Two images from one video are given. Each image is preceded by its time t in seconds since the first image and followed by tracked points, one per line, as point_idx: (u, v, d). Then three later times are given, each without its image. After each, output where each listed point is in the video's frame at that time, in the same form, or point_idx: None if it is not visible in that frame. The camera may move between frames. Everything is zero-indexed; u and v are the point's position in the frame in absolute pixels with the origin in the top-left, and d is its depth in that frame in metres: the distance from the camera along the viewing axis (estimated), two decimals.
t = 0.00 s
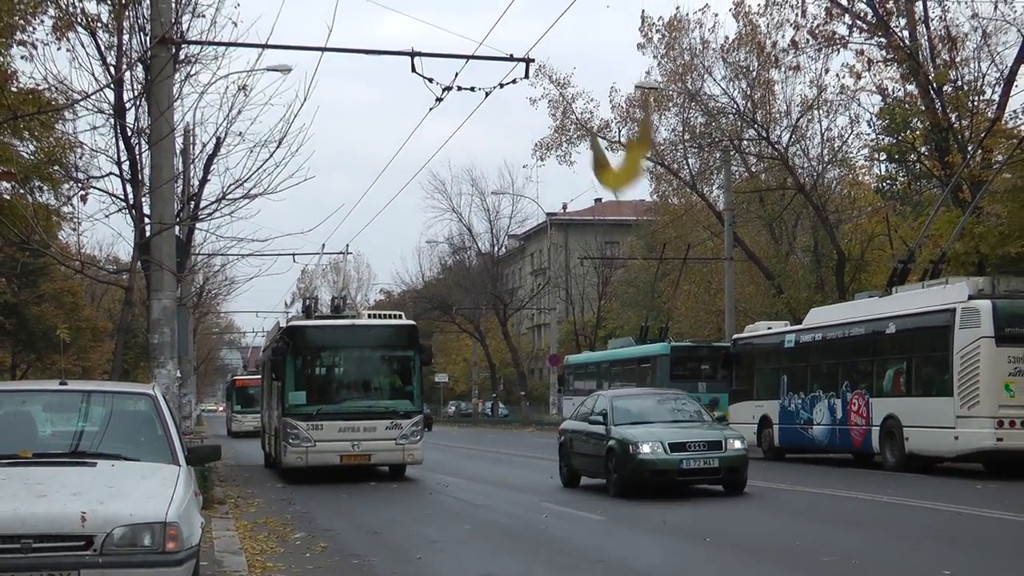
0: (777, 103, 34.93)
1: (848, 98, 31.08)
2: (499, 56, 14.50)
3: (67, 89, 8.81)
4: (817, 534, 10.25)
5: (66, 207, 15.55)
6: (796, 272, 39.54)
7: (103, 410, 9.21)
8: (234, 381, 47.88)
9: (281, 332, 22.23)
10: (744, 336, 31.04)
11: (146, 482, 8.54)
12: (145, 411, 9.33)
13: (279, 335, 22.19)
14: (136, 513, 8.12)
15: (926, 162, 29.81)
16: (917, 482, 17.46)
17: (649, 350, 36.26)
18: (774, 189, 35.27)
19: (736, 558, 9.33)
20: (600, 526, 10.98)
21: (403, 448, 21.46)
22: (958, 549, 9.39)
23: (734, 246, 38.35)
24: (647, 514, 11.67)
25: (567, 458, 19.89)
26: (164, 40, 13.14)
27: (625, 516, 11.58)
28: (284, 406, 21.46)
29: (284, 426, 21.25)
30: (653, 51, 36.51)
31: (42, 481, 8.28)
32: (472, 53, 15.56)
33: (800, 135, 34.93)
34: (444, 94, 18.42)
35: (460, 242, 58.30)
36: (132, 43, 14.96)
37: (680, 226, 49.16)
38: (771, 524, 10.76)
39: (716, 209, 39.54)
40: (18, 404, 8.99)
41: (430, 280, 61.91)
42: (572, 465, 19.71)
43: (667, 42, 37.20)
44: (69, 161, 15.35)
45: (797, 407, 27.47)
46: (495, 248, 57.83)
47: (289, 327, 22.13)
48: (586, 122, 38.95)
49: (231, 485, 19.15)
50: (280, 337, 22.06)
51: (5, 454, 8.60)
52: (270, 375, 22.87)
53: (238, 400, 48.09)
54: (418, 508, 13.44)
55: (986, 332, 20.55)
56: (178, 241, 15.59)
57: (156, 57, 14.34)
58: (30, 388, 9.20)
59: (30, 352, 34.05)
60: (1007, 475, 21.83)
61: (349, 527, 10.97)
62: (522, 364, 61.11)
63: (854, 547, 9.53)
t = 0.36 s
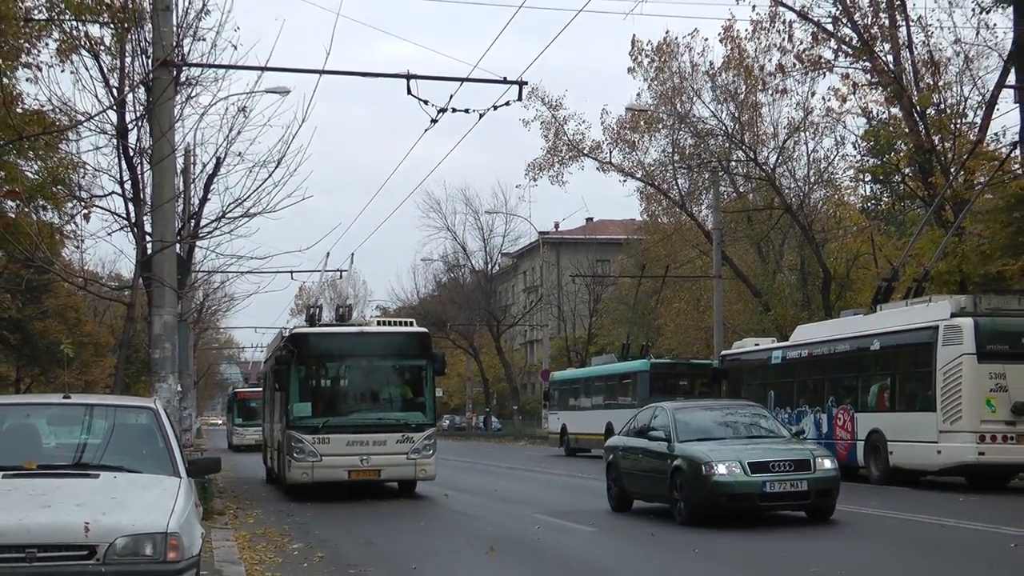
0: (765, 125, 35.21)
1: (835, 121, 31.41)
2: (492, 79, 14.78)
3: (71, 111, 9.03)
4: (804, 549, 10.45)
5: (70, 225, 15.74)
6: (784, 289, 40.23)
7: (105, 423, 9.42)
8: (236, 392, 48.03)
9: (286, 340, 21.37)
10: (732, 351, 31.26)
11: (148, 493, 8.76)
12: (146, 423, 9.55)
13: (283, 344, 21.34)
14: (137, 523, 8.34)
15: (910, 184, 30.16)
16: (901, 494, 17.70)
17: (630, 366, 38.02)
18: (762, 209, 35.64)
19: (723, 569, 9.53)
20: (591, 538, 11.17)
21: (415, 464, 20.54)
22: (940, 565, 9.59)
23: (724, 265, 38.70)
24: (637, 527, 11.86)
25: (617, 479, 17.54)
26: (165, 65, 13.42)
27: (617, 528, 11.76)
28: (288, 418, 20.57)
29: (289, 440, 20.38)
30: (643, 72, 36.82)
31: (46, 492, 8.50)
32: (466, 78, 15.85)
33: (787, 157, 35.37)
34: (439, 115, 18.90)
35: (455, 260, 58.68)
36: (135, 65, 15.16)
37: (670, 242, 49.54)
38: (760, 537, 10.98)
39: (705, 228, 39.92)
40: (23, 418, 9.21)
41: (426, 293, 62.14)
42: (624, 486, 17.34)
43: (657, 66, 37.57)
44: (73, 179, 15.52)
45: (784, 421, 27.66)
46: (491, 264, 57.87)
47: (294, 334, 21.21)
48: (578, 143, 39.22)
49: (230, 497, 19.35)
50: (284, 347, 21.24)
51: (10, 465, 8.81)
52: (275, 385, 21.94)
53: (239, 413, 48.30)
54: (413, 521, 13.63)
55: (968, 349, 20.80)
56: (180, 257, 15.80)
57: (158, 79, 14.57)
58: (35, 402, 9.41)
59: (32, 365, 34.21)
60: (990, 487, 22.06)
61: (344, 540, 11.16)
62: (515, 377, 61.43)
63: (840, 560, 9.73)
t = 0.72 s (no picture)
0: (760, 124, 35.67)
1: (829, 120, 31.87)
2: (496, 78, 15.05)
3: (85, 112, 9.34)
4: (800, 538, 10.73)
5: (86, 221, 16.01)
6: (779, 283, 41.09)
7: (120, 413, 9.70)
8: (249, 383, 48.22)
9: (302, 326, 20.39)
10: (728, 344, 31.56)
11: (162, 481, 9.04)
12: (160, 413, 9.84)
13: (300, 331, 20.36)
14: (152, 510, 8.62)
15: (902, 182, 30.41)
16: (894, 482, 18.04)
17: (619, 360, 39.77)
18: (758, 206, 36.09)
19: (723, 561, 9.78)
20: (596, 528, 11.40)
21: (440, 456, 19.50)
22: (933, 560, 9.82)
23: (721, 260, 39.16)
24: (640, 517, 12.10)
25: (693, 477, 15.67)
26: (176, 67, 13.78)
27: (619, 519, 12.00)
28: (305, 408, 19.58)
29: (306, 432, 19.39)
30: (642, 71, 37.24)
31: (65, 480, 8.79)
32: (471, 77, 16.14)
33: (782, 155, 35.84)
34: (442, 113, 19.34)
35: (460, 254, 58.55)
36: (149, 65, 15.41)
37: (668, 238, 49.98)
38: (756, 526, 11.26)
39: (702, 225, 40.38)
40: (42, 408, 9.50)
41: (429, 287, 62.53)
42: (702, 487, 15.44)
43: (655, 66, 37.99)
44: (88, 177, 15.78)
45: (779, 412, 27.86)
46: (493, 261, 57.84)
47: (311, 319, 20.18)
48: (579, 142, 39.48)
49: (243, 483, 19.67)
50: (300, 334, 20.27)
51: (29, 455, 9.09)
52: (291, 375, 20.97)
53: (253, 403, 48.63)
54: (420, 511, 13.91)
55: (957, 341, 21.18)
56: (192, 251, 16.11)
57: (171, 79, 14.83)
58: (53, 393, 9.71)
59: (46, 359, 34.54)
60: (982, 475, 22.40)
61: (353, 530, 11.43)
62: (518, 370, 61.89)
63: (834, 550, 10.01)
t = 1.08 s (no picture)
0: (752, 131, 36.34)
1: (818, 127, 32.41)
2: (500, 86, 15.42)
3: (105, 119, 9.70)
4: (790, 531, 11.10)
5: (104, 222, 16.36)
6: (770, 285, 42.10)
7: (136, 407, 10.07)
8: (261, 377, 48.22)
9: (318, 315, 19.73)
10: (722, 343, 32.84)
11: (176, 473, 9.41)
12: (174, 407, 10.21)
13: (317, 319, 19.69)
14: (167, 501, 8.99)
15: (888, 186, 30.90)
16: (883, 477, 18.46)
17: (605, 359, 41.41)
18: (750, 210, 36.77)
19: (716, 554, 10.15)
20: (595, 521, 11.76)
21: (464, 454, 19.01)
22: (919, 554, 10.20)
23: (714, 262, 39.83)
24: (638, 510, 12.46)
25: (778, 484, 13.68)
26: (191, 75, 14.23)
27: (617, 511, 12.36)
28: (322, 402, 18.95)
29: (324, 427, 18.76)
30: (639, 80, 37.73)
31: (83, 471, 9.17)
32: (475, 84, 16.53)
33: (774, 161, 36.54)
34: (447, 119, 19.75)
35: (461, 254, 59.08)
36: (164, 72, 15.81)
37: (665, 241, 50.58)
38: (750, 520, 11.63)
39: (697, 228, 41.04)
40: (62, 402, 9.88)
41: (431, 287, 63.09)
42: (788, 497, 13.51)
43: (652, 74, 38.60)
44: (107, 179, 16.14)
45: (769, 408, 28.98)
46: (495, 261, 58.37)
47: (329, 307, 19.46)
48: (578, 148, 39.81)
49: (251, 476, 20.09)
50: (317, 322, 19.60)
51: (49, 446, 9.46)
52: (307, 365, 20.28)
53: (266, 398, 48.71)
54: (423, 504, 14.29)
55: (942, 340, 21.31)
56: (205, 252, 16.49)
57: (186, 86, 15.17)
58: (72, 388, 10.08)
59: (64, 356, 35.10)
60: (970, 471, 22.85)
61: (358, 520, 11.81)
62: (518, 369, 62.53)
63: (824, 544, 10.38)
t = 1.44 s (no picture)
0: (745, 141, 37.01)
1: (809, 138, 32.95)
2: (503, 98, 15.88)
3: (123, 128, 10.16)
4: (783, 525, 11.53)
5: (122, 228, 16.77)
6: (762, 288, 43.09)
7: (154, 405, 10.49)
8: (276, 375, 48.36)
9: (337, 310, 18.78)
10: (716, 343, 34.15)
11: (193, 468, 9.83)
12: (191, 405, 10.63)
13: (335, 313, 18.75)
14: (183, 495, 9.41)
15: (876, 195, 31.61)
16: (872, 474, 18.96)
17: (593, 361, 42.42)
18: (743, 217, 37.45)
19: (711, 548, 10.55)
20: (595, 516, 12.15)
21: (493, 456, 18.04)
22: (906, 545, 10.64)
23: (709, 267, 40.49)
24: (636, 505, 12.86)
25: (885, 496, 11.52)
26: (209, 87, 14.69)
27: (617, 507, 12.74)
28: (342, 400, 17.95)
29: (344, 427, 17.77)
30: (637, 92, 38.26)
31: (104, 466, 9.59)
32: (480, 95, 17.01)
33: (766, 169, 37.29)
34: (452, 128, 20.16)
35: (466, 260, 59.62)
36: (182, 84, 16.22)
37: (661, 247, 51.31)
38: (744, 516, 12.06)
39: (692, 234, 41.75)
40: (83, 400, 10.31)
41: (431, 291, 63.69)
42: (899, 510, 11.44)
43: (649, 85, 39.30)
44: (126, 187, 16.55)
45: (762, 407, 30.44)
46: (496, 266, 59.14)
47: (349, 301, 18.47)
48: (578, 156, 40.28)
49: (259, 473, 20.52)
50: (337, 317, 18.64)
51: (71, 442, 9.87)
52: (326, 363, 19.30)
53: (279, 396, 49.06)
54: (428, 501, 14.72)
55: (927, 343, 22.96)
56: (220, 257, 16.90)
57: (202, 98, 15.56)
58: (94, 386, 10.51)
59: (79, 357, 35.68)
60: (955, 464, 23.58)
61: (365, 516, 12.20)
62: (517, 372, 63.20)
63: (817, 540, 10.79)
